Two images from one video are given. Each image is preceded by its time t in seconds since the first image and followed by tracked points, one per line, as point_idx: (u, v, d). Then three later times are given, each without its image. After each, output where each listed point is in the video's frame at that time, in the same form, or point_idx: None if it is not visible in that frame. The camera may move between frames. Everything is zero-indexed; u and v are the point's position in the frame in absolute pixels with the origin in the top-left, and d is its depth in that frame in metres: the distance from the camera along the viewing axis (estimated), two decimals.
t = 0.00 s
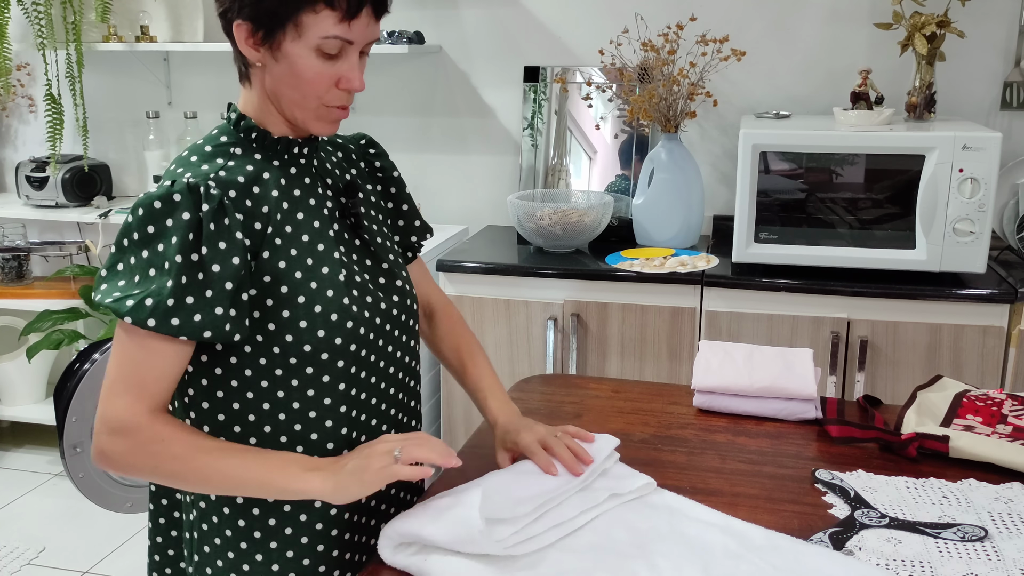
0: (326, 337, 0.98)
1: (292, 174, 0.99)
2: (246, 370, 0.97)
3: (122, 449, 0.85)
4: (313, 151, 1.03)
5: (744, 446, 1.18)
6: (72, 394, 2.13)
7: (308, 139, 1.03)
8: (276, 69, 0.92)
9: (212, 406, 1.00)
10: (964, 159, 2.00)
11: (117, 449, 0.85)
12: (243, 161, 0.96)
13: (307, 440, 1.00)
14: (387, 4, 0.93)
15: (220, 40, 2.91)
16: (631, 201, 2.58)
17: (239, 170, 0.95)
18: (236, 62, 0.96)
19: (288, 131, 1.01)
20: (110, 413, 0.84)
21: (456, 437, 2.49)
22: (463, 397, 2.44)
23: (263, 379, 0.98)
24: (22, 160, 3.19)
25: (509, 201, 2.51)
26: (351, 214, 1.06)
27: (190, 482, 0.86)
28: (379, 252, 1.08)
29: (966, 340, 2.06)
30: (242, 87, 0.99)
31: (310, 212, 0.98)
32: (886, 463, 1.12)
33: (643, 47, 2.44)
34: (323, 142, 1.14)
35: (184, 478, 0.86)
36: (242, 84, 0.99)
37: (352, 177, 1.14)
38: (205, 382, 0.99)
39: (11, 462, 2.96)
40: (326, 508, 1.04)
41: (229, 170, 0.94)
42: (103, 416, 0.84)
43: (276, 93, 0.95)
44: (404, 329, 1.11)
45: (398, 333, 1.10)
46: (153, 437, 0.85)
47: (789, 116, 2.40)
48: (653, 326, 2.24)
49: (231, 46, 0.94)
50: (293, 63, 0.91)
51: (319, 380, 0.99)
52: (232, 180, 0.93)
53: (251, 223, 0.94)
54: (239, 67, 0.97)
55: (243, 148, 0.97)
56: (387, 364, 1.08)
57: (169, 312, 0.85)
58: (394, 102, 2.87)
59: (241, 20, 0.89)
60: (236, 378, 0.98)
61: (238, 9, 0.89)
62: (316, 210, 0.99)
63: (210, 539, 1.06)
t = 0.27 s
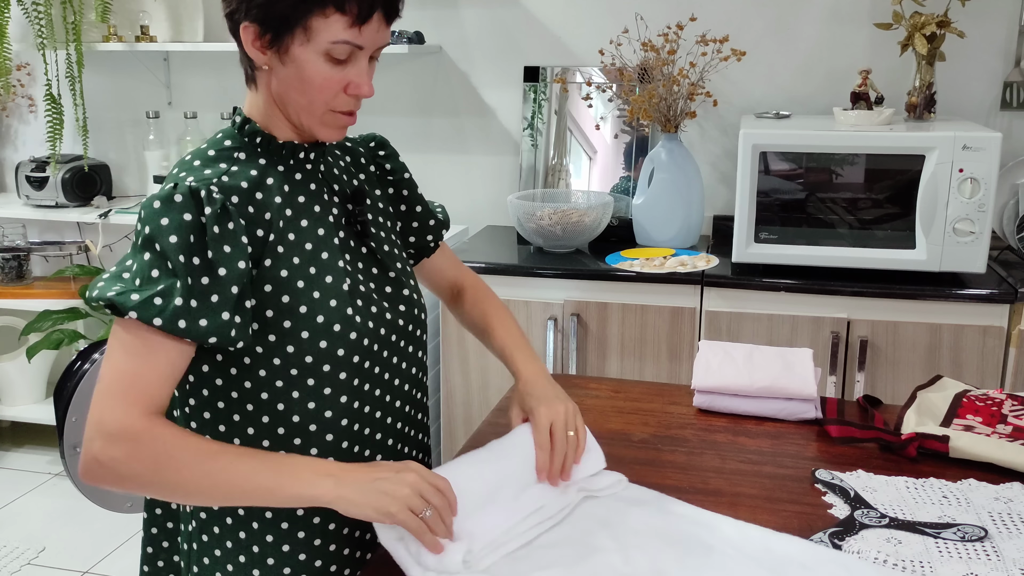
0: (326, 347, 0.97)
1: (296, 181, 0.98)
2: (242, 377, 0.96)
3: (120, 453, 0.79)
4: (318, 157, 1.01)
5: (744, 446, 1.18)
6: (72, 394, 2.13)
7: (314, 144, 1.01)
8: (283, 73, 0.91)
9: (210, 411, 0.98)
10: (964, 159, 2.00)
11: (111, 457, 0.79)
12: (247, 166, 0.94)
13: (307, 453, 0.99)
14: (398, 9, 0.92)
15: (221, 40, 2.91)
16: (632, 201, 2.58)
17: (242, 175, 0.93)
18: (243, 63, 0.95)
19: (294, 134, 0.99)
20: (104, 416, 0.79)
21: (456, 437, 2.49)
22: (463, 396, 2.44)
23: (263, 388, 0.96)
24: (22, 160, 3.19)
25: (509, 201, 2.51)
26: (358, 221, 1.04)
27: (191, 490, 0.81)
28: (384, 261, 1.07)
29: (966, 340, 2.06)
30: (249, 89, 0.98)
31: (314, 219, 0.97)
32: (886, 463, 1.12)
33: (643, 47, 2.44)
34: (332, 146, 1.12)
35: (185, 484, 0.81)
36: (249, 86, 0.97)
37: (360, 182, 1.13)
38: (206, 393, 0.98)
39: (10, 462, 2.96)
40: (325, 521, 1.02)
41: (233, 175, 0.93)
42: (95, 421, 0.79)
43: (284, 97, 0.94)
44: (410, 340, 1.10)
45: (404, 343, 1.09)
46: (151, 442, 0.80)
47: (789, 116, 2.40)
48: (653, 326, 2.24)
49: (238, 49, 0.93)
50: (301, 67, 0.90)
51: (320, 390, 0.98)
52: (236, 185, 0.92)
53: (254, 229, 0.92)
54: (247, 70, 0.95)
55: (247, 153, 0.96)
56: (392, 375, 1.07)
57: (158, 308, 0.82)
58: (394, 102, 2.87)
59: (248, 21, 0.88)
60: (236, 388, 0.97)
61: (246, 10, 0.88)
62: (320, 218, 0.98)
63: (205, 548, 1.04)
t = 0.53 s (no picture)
0: (323, 354, 0.97)
1: (293, 185, 0.97)
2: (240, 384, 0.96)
3: (177, 468, 0.77)
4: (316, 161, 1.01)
5: (744, 446, 1.18)
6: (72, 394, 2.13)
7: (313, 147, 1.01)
8: (283, 73, 0.90)
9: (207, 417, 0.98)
10: (965, 159, 2.00)
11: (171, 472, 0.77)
12: (243, 169, 0.94)
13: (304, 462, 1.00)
14: (401, 10, 0.91)
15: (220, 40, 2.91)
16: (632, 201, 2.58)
17: (238, 179, 0.92)
18: (240, 62, 0.93)
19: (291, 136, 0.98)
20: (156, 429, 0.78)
21: (456, 437, 2.49)
22: (463, 396, 2.45)
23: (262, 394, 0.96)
24: (22, 160, 3.19)
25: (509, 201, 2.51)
26: (357, 226, 1.05)
27: (249, 510, 0.77)
28: (384, 267, 1.07)
29: (966, 341, 2.06)
30: (246, 91, 0.97)
31: (312, 225, 0.97)
32: (885, 463, 1.12)
33: (643, 47, 2.44)
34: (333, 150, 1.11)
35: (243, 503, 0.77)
36: (247, 87, 0.96)
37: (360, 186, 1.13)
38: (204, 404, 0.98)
39: (11, 462, 2.96)
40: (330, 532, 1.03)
41: (228, 178, 0.92)
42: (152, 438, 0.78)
43: (283, 98, 0.92)
44: (409, 348, 1.10)
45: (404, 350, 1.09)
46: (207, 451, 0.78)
47: (789, 116, 2.40)
48: (653, 326, 2.24)
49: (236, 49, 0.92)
50: (301, 69, 0.88)
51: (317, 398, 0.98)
52: (234, 189, 0.91)
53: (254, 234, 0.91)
54: (245, 71, 0.94)
55: (244, 156, 0.95)
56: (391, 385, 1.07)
57: (178, 312, 0.80)
58: (394, 102, 2.87)
59: (247, 22, 0.87)
60: (240, 391, 0.96)
61: (244, 10, 0.86)
62: (320, 224, 0.98)
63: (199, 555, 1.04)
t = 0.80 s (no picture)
0: (331, 359, 0.97)
1: (300, 188, 0.97)
2: (249, 391, 0.96)
3: (171, 485, 0.79)
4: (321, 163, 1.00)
5: (744, 446, 1.18)
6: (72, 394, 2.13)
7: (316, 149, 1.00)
8: (293, 74, 0.89)
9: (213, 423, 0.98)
10: (964, 159, 2.00)
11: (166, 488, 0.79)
12: (248, 173, 0.93)
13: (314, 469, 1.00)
14: (411, 10, 0.91)
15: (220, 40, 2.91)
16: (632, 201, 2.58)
17: (244, 183, 0.92)
18: (246, 64, 0.92)
19: (297, 138, 0.98)
20: (144, 449, 0.79)
21: (456, 437, 2.49)
22: (463, 395, 2.45)
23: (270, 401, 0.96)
24: (23, 160, 3.19)
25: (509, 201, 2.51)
26: (362, 230, 1.04)
27: (246, 515, 0.81)
28: (389, 270, 1.07)
29: (966, 341, 2.06)
30: (251, 92, 0.96)
31: (319, 228, 0.96)
32: (885, 463, 1.12)
33: (643, 47, 2.44)
34: (334, 151, 1.11)
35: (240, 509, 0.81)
36: (252, 89, 0.95)
37: (363, 188, 1.13)
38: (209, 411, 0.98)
39: (11, 462, 2.96)
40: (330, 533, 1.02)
41: (234, 182, 0.91)
42: (141, 455, 0.79)
43: (292, 99, 0.92)
44: (414, 351, 1.11)
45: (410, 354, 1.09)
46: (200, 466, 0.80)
47: (789, 116, 2.40)
48: (653, 326, 2.24)
49: (243, 50, 0.90)
50: (313, 70, 0.88)
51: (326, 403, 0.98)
52: (240, 195, 0.90)
53: (260, 241, 0.91)
54: (250, 72, 0.93)
55: (248, 160, 0.94)
56: (396, 389, 1.07)
57: (183, 329, 0.81)
58: (394, 102, 2.87)
59: (257, 22, 0.86)
60: (250, 399, 0.96)
61: (255, 10, 0.85)
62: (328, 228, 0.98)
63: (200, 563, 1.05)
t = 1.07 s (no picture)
0: (338, 362, 0.97)
1: (302, 189, 0.97)
2: (255, 395, 0.95)
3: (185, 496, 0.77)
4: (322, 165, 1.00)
5: (744, 446, 1.18)
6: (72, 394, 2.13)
7: (317, 148, 1.00)
8: (307, 71, 0.88)
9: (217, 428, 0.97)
10: (964, 159, 2.00)
11: (184, 503, 0.77)
12: (250, 176, 0.93)
13: (322, 473, 1.00)
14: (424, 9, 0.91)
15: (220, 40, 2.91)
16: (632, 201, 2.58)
17: (247, 186, 0.92)
18: (253, 62, 0.90)
19: (301, 138, 0.97)
20: (159, 460, 0.77)
21: (456, 437, 2.49)
22: (463, 396, 2.45)
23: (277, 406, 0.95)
24: (23, 160, 3.19)
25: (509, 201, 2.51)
26: (366, 229, 1.04)
27: (271, 529, 0.79)
28: (393, 270, 1.07)
29: (966, 341, 2.06)
30: (254, 92, 0.94)
31: (323, 230, 0.96)
32: (885, 463, 1.12)
33: (643, 47, 2.44)
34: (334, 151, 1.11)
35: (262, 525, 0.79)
36: (255, 88, 0.94)
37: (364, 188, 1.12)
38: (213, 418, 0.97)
39: (10, 462, 2.96)
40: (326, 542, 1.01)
41: (238, 186, 0.91)
42: (157, 468, 0.77)
43: (303, 97, 0.90)
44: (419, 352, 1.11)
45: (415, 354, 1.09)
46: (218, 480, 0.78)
47: (789, 116, 2.40)
48: (653, 326, 2.24)
49: (252, 48, 0.89)
50: (329, 67, 0.87)
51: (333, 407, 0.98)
52: (244, 198, 0.90)
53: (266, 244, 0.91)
54: (256, 71, 0.91)
55: (249, 162, 0.94)
56: (401, 390, 1.07)
57: (195, 335, 0.79)
58: (394, 102, 2.87)
59: (273, 18, 0.84)
60: (257, 404, 0.95)
61: (271, 6, 0.84)
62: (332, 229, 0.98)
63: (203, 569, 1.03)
